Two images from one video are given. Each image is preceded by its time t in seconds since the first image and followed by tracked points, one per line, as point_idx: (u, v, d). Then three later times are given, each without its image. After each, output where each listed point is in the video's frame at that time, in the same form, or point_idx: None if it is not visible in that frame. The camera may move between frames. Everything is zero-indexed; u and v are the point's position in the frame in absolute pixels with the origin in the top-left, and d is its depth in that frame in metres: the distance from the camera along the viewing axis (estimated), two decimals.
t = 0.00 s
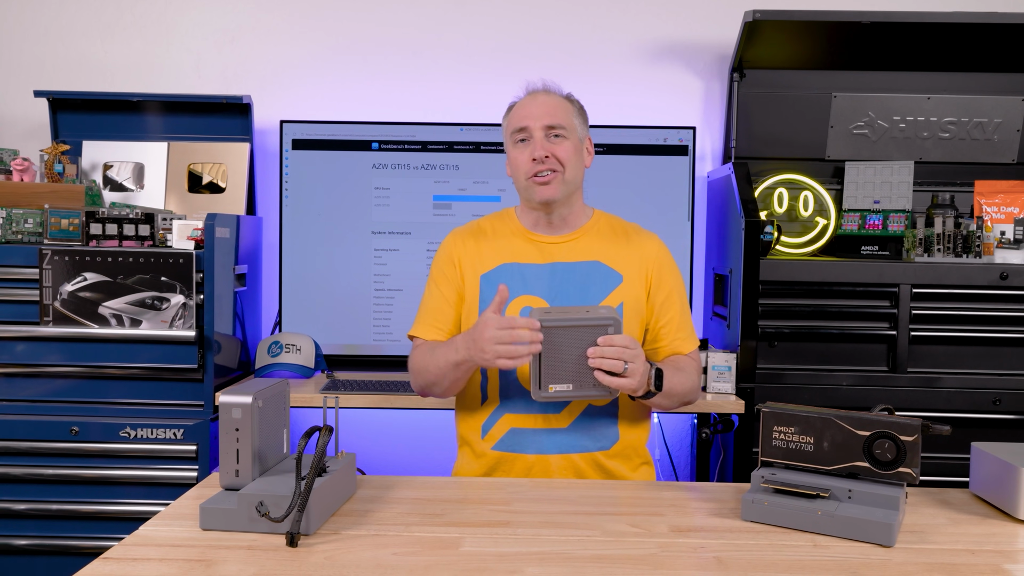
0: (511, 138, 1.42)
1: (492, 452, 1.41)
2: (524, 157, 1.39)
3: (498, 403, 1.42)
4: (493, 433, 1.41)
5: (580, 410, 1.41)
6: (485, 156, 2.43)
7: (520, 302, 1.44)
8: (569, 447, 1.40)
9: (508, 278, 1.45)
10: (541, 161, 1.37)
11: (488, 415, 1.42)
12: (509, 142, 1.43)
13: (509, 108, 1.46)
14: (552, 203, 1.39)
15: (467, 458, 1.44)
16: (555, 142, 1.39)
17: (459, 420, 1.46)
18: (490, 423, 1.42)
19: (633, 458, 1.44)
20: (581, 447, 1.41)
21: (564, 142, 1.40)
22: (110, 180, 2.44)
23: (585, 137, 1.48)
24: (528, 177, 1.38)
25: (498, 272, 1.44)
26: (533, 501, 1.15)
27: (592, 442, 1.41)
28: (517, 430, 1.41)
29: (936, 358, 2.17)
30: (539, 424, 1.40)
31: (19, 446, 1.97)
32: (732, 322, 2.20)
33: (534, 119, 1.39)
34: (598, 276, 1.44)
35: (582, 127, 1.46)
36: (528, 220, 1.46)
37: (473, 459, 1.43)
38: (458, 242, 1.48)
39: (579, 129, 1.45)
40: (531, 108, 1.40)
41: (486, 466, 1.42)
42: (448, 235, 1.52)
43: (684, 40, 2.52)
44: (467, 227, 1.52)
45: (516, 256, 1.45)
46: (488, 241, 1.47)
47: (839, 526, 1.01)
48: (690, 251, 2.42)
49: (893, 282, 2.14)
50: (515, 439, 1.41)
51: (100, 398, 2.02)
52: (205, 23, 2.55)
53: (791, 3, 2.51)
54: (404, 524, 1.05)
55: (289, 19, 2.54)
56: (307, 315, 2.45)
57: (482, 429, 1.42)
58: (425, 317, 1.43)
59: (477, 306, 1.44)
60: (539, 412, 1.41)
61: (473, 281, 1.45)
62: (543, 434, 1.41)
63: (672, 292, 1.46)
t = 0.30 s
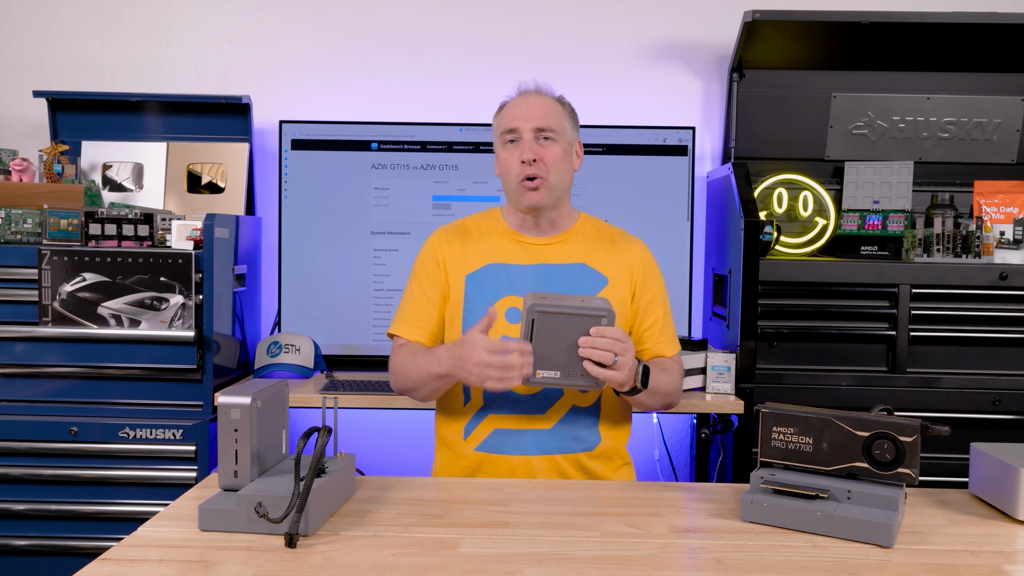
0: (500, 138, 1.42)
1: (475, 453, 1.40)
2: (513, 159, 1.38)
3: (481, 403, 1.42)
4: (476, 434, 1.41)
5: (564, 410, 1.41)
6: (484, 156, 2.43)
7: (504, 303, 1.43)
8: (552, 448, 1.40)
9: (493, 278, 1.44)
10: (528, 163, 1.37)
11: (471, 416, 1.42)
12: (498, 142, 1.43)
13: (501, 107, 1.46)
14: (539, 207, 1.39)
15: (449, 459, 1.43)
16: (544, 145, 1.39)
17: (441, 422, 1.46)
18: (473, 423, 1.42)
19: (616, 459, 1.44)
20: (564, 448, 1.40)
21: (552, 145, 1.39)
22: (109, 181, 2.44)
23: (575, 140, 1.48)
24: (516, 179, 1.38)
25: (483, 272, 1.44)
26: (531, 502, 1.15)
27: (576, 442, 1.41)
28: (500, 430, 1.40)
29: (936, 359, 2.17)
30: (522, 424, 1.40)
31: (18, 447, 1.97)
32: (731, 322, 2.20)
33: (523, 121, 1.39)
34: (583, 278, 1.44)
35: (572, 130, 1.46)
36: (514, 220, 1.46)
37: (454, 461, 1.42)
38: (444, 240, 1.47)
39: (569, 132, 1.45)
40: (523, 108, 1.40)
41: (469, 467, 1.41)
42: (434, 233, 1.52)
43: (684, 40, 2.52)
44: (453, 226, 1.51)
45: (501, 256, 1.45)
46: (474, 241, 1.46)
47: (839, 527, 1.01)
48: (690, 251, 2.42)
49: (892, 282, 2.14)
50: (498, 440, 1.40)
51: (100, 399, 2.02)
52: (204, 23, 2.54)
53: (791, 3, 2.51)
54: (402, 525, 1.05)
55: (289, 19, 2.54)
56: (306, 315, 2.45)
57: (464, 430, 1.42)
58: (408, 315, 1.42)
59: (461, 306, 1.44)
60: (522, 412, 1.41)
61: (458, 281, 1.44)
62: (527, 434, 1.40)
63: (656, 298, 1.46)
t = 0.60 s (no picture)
0: (488, 138, 1.42)
1: (456, 453, 1.40)
2: (500, 157, 1.38)
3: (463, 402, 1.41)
4: (457, 433, 1.41)
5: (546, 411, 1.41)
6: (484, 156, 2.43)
7: (487, 302, 1.43)
8: (534, 449, 1.40)
9: (477, 277, 1.44)
10: (516, 161, 1.37)
11: (451, 416, 1.42)
12: (486, 141, 1.43)
13: (490, 107, 1.46)
14: (525, 205, 1.39)
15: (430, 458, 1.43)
16: (531, 145, 1.39)
17: (422, 421, 1.45)
18: (453, 423, 1.41)
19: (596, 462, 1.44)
20: (544, 449, 1.40)
21: (540, 145, 1.39)
22: (109, 181, 2.44)
23: (562, 142, 1.48)
24: (502, 177, 1.38)
25: (468, 271, 1.45)
26: (529, 503, 1.15)
27: (556, 444, 1.41)
28: (481, 430, 1.40)
29: (935, 359, 2.17)
30: (504, 424, 1.40)
31: (17, 447, 1.97)
32: (731, 323, 2.20)
33: (511, 120, 1.39)
34: (567, 280, 1.44)
35: (559, 133, 1.47)
36: (500, 220, 1.46)
37: (434, 460, 1.42)
38: (429, 237, 1.48)
39: (556, 134, 1.46)
40: (511, 108, 1.40)
41: (449, 467, 1.40)
42: (420, 230, 1.52)
43: (683, 40, 2.52)
44: (438, 223, 1.52)
45: (485, 255, 1.45)
46: (459, 240, 1.47)
47: (838, 528, 1.01)
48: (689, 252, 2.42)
49: (892, 283, 2.14)
50: (479, 440, 1.40)
51: (99, 399, 2.02)
52: (203, 23, 2.54)
53: (790, 4, 2.51)
54: (401, 526, 1.05)
55: (289, 19, 2.54)
56: (304, 316, 2.45)
57: (445, 429, 1.42)
58: (390, 311, 1.42)
59: (444, 304, 1.44)
60: (504, 412, 1.41)
61: (441, 279, 1.45)
62: (508, 435, 1.40)
63: (640, 302, 1.48)
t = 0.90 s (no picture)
0: (483, 134, 1.42)
1: (452, 453, 1.40)
2: (495, 153, 1.38)
3: (458, 404, 1.42)
4: (453, 434, 1.41)
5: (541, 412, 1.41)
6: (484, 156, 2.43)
7: (482, 304, 1.44)
8: (529, 449, 1.40)
9: (471, 278, 1.44)
10: (510, 157, 1.37)
11: (447, 417, 1.42)
12: (480, 138, 1.43)
13: (485, 105, 1.46)
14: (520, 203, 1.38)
15: (427, 459, 1.43)
16: (526, 142, 1.39)
17: (419, 422, 1.46)
18: (450, 423, 1.42)
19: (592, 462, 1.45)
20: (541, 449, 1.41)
21: (534, 142, 1.40)
22: (109, 181, 2.44)
23: (557, 141, 1.48)
24: (498, 175, 1.38)
25: (462, 272, 1.44)
26: (529, 501, 1.16)
27: (552, 444, 1.41)
28: (477, 430, 1.41)
29: (934, 359, 2.17)
30: (499, 425, 1.40)
31: (17, 447, 1.97)
32: (731, 322, 2.20)
33: (507, 118, 1.39)
34: (561, 280, 1.44)
35: (554, 130, 1.47)
36: (494, 219, 1.46)
37: (431, 461, 1.42)
38: (423, 238, 1.48)
39: (551, 132, 1.46)
40: (506, 105, 1.40)
41: (446, 467, 1.41)
42: (414, 230, 1.52)
43: (682, 40, 2.52)
44: (432, 223, 1.51)
45: (480, 256, 1.45)
46: (454, 240, 1.46)
47: (837, 527, 1.01)
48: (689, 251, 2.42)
49: (891, 283, 2.14)
50: (475, 440, 1.40)
51: (99, 399, 2.02)
52: (203, 23, 2.55)
53: (789, 3, 2.51)
54: (400, 525, 1.05)
55: (288, 19, 2.54)
56: (304, 315, 2.45)
57: (442, 430, 1.42)
58: (384, 315, 1.44)
59: (438, 306, 1.45)
60: (499, 413, 1.41)
61: (435, 281, 1.45)
62: (504, 435, 1.40)
63: (635, 300, 1.48)
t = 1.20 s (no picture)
0: (484, 129, 1.43)
1: (469, 453, 1.41)
2: (496, 147, 1.39)
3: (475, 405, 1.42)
4: (469, 435, 1.42)
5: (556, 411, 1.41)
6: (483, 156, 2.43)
7: (490, 304, 1.43)
8: (547, 447, 1.41)
9: (482, 279, 1.45)
10: (512, 149, 1.38)
11: (464, 418, 1.43)
12: (482, 133, 1.44)
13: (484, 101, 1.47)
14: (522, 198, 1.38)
15: (446, 458, 1.44)
16: (527, 133, 1.40)
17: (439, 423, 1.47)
18: (467, 424, 1.42)
19: (609, 460, 1.45)
20: (557, 449, 1.42)
21: (536, 133, 1.40)
22: (109, 181, 2.44)
23: (559, 132, 1.48)
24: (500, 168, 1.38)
25: (471, 272, 1.45)
26: (529, 502, 1.16)
27: (568, 441, 1.42)
28: (494, 431, 1.41)
29: (933, 360, 2.18)
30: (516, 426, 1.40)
31: (17, 447, 1.97)
32: (730, 322, 2.20)
33: (506, 109, 1.40)
34: (572, 274, 1.44)
35: (555, 122, 1.47)
36: (502, 217, 1.47)
37: (450, 461, 1.43)
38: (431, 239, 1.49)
39: (552, 123, 1.46)
40: (506, 98, 1.41)
41: (464, 467, 1.42)
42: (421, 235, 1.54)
43: (682, 40, 2.52)
44: (438, 224, 1.53)
45: (490, 254, 1.46)
46: (461, 241, 1.47)
47: (836, 528, 1.02)
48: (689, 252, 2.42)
49: (890, 283, 2.14)
50: (492, 441, 1.41)
51: (99, 399, 2.02)
52: (203, 23, 2.55)
53: (789, 4, 2.52)
54: (401, 526, 1.05)
55: (289, 20, 2.54)
56: (304, 316, 2.45)
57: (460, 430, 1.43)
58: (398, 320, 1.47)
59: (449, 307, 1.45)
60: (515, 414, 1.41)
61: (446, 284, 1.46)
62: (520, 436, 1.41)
63: (647, 290, 1.47)
